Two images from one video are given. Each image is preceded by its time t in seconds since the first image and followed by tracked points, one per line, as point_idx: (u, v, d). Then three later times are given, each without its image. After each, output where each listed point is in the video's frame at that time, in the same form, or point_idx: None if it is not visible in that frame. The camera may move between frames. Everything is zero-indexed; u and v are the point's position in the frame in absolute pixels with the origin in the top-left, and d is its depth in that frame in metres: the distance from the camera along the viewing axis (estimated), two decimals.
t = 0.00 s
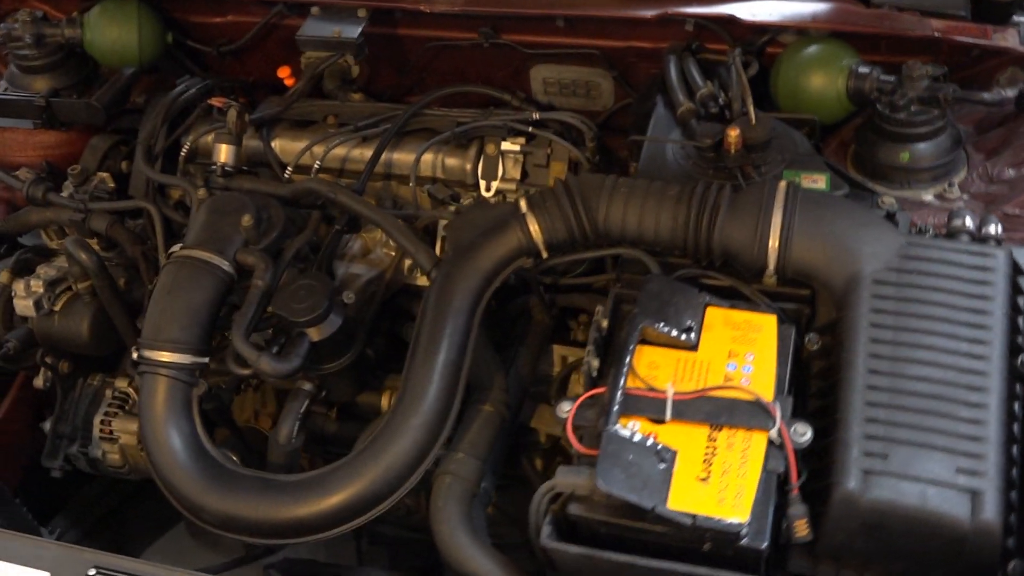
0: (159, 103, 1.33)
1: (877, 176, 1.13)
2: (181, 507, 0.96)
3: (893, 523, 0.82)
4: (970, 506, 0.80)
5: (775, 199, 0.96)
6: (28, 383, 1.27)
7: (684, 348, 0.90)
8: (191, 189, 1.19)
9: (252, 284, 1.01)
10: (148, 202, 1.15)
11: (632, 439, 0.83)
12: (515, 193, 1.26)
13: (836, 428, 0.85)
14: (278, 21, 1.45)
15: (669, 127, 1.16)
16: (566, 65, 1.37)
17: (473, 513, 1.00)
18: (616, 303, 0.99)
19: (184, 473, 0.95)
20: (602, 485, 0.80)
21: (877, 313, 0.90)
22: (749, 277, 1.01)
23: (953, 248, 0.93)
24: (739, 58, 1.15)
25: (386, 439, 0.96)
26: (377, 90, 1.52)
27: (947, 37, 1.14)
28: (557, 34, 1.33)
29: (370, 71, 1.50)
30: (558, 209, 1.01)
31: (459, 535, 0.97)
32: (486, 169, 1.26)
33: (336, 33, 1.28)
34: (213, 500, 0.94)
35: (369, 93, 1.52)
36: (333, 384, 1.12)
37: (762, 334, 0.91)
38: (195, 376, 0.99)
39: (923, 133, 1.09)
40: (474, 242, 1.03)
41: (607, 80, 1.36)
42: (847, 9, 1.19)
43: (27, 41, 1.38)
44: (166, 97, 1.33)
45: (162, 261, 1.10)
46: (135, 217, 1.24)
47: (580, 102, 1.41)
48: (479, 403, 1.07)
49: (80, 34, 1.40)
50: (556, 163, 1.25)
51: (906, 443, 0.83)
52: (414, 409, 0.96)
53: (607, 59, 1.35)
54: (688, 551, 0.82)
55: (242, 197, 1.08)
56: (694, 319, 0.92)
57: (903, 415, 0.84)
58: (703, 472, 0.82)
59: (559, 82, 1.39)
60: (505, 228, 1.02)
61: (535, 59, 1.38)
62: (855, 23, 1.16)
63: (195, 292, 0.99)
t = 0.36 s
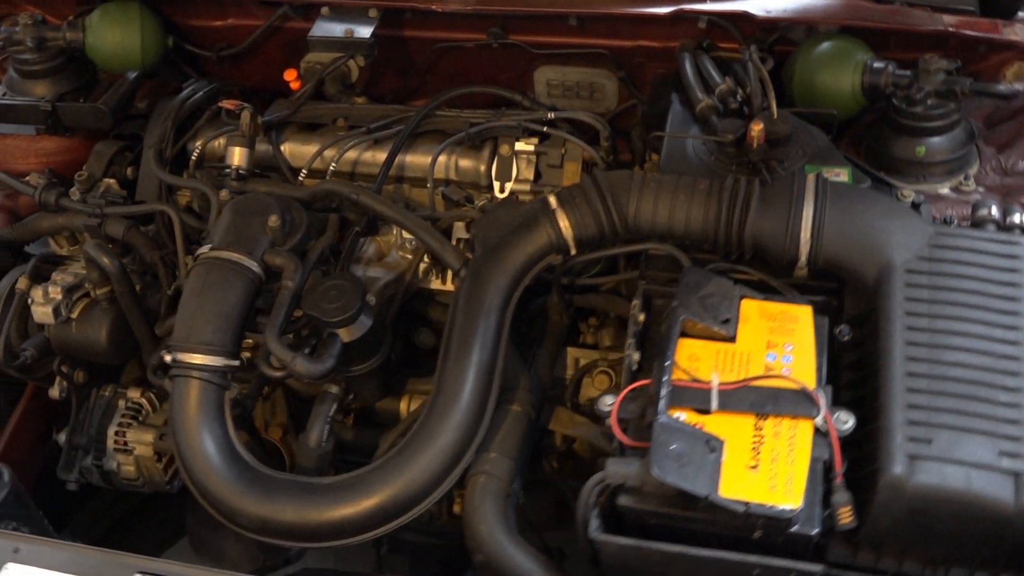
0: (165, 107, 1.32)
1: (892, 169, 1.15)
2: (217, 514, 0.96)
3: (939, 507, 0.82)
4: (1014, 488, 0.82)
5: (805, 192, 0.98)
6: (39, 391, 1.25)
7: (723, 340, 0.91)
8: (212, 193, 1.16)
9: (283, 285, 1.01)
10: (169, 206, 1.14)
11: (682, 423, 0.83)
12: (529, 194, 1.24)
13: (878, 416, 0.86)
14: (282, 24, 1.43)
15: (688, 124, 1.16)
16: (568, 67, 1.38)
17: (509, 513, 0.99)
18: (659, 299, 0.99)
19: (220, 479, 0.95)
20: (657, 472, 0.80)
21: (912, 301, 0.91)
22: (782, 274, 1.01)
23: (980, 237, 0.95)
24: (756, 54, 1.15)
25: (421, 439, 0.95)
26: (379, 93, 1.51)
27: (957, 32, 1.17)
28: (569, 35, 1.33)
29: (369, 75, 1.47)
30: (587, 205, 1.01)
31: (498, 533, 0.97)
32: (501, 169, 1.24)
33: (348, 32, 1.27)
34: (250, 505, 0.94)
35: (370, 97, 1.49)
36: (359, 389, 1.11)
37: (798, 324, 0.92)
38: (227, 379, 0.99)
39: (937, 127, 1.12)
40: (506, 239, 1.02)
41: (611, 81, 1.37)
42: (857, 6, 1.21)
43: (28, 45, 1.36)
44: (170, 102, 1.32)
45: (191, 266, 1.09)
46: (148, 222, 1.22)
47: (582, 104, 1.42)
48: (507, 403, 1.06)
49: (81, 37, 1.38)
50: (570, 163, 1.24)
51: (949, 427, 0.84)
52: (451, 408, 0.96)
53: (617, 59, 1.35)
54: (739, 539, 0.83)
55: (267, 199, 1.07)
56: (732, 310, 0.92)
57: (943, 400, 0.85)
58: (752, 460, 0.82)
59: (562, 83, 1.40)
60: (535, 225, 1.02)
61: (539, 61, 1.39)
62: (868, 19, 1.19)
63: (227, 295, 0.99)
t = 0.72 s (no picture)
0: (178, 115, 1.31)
1: (909, 161, 1.17)
2: (258, 522, 0.95)
3: (991, 489, 0.83)
4: None
5: (836, 183, 0.99)
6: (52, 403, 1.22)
7: (767, 331, 0.91)
8: (236, 197, 1.15)
9: (318, 287, 1.01)
10: (190, 211, 1.12)
11: (735, 412, 0.83)
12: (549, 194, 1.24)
13: (924, 401, 0.86)
14: (289, 28, 1.41)
15: (710, 121, 1.17)
16: (577, 68, 1.38)
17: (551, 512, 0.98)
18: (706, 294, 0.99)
19: (260, 484, 0.94)
20: (715, 460, 0.80)
21: (948, 288, 0.93)
22: (816, 265, 1.02)
23: (1009, 226, 0.97)
24: (773, 51, 1.17)
25: (464, 439, 0.95)
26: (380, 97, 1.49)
27: (969, 24, 1.20)
28: (585, 34, 1.33)
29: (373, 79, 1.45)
30: (621, 201, 1.02)
31: (543, 534, 0.95)
32: (520, 169, 1.24)
33: (365, 34, 1.26)
34: (293, 511, 0.93)
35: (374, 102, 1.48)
36: (390, 394, 1.09)
37: (839, 312, 0.93)
38: (264, 384, 0.99)
39: (954, 119, 1.14)
40: (540, 236, 1.03)
41: (622, 81, 1.38)
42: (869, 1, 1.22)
43: (32, 52, 1.34)
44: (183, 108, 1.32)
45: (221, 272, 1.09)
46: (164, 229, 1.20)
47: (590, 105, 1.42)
48: (542, 402, 1.05)
49: (86, 43, 1.36)
50: (589, 163, 1.24)
51: (995, 410, 0.85)
52: (493, 406, 0.95)
53: (629, 59, 1.36)
54: (794, 527, 0.83)
55: (296, 202, 1.08)
56: (774, 301, 0.92)
57: (987, 384, 0.86)
58: (806, 448, 0.82)
59: (570, 85, 1.40)
60: (569, 222, 1.02)
61: (549, 61, 1.39)
62: (883, 13, 1.20)
63: (262, 298, 0.99)
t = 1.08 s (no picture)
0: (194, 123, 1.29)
1: (931, 152, 1.19)
2: (304, 531, 0.94)
3: None
4: None
5: (872, 176, 0.99)
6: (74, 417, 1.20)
7: (812, 325, 0.91)
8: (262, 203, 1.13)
9: (354, 292, 1.00)
10: (216, 218, 1.10)
11: (791, 405, 0.83)
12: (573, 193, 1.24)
13: (973, 390, 0.87)
14: (301, 32, 1.40)
15: (736, 117, 1.18)
16: (592, 68, 1.39)
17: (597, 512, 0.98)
18: (745, 288, 0.98)
19: (305, 494, 0.93)
20: (776, 454, 0.79)
21: (989, 277, 0.93)
22: (851, 258, 1.03)
23: None
24: (793, 45, 1.19)
25: (511, 441, 0.94)
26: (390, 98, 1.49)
27: (985, 18, 1.21)
28: (601, 33, 1.33)
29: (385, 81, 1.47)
30: (658, 199, 1.02)
31: (591, 534, 0.95)
32: (543, 169, 1.24)
33: (385, 37, 1.26)
34: (341, 519, 0.92)
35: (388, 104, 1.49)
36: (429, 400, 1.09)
37: (882, 305, 0.93)
38: (303, 391, 0.97)
39: (974, 112, 1.15)
40: (577, 234, 1.03)
41: (637, 81, 1.38)
42: None
43: (40, 60, 1.31)
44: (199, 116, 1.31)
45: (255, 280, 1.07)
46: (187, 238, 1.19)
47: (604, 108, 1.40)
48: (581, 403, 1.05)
49: (96, 50, 1.33)
50: (612, 163, 1.24)
51: None
52: (538, 407, 0.95)
53: (645, 58, 1.36)
54: (852, 520, 0.83)
55: (326, 206, 1.07)
56: (818, 295, 0.92)
57: None
58: (862, 440, 0.82)
59: (586, 85, 1.40)
60: (605, 221, 1.02)
61: (565, 61, 1.39)
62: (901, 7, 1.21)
63: (298, 304, 0.98)
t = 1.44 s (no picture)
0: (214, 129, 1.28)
1: (954, 145, 1.19)
2: (352, 541, 0.93)
3: None
4: None
5: (909, 172, 1.00)
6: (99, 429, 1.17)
7: (859, 321, 0.91)
8: (292, 207, 1.12)
9: (394, 299, 0.99)
10: (247, 225, 1.09)
11: (847, 403, 0.83)
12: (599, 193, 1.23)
13: None
14: (315, 35, 1.38)
15: (763, 113, 1.18)
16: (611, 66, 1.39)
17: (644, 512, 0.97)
18: (787, 287, 0.98)
19: (353, 504, 0.92)
20: (837, 452, 0.80)
21: None
22: (889, 252, 1.04)
23: None
24: (818, 42, 1.20)
25: (559, 443, 0.93)
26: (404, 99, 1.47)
27: (1009, 11, 1.21)
28: (622, 32, 1.33)
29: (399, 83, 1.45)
30: (697, 198, 1.03)
31: (641, 533, 0.95)
32: (569, 170, 1.23)
33: (408, 39, 1.25)
34: (391, 528, 0.91)
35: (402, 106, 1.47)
36: (468, 401, 1.09)
37: (926, 298, 0.93)
38: (346, 400, 0.96)
39: (997, 105, 1.16)
40: (615, 235, 1.03)
41: (656, 78, 1.39)
42: None
43: (54, 67, 1.29)
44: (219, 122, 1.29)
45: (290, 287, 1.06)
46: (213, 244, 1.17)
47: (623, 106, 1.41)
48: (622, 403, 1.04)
49: (110, 57, 1.31)
50: (638, 161, 1.23)
51: None
52: (584, 408, 0.94)
53: (664, 56, 1.36)
54: (910, 515, 0.83)
55: (360, 212, 1.06)
56: (863, 291, 0.93)
57: None
58: (918, 434, 0.83)
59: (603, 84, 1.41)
60: (644, 221, 1.02)
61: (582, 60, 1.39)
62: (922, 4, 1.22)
63: (339, 311, 0.97)
